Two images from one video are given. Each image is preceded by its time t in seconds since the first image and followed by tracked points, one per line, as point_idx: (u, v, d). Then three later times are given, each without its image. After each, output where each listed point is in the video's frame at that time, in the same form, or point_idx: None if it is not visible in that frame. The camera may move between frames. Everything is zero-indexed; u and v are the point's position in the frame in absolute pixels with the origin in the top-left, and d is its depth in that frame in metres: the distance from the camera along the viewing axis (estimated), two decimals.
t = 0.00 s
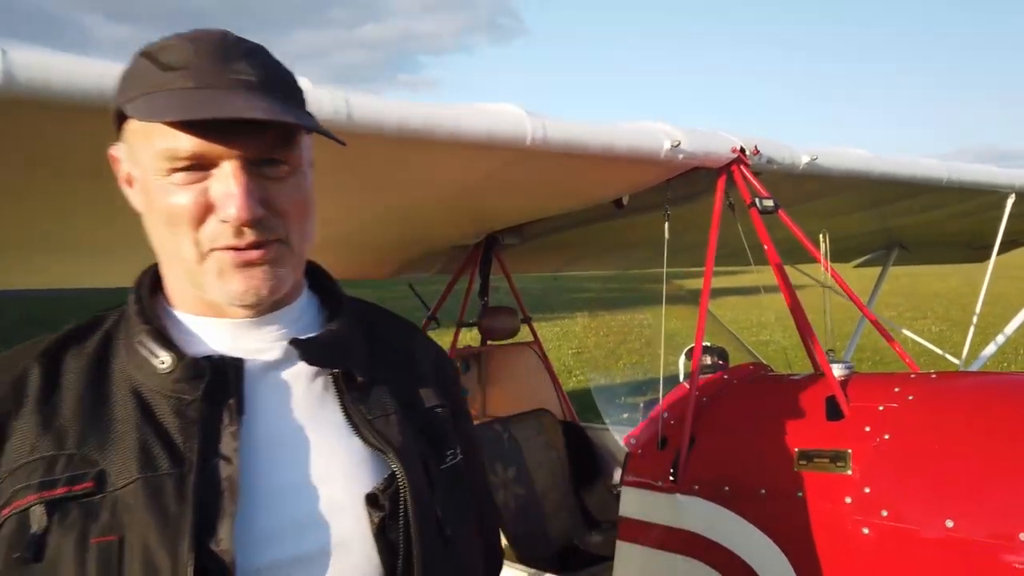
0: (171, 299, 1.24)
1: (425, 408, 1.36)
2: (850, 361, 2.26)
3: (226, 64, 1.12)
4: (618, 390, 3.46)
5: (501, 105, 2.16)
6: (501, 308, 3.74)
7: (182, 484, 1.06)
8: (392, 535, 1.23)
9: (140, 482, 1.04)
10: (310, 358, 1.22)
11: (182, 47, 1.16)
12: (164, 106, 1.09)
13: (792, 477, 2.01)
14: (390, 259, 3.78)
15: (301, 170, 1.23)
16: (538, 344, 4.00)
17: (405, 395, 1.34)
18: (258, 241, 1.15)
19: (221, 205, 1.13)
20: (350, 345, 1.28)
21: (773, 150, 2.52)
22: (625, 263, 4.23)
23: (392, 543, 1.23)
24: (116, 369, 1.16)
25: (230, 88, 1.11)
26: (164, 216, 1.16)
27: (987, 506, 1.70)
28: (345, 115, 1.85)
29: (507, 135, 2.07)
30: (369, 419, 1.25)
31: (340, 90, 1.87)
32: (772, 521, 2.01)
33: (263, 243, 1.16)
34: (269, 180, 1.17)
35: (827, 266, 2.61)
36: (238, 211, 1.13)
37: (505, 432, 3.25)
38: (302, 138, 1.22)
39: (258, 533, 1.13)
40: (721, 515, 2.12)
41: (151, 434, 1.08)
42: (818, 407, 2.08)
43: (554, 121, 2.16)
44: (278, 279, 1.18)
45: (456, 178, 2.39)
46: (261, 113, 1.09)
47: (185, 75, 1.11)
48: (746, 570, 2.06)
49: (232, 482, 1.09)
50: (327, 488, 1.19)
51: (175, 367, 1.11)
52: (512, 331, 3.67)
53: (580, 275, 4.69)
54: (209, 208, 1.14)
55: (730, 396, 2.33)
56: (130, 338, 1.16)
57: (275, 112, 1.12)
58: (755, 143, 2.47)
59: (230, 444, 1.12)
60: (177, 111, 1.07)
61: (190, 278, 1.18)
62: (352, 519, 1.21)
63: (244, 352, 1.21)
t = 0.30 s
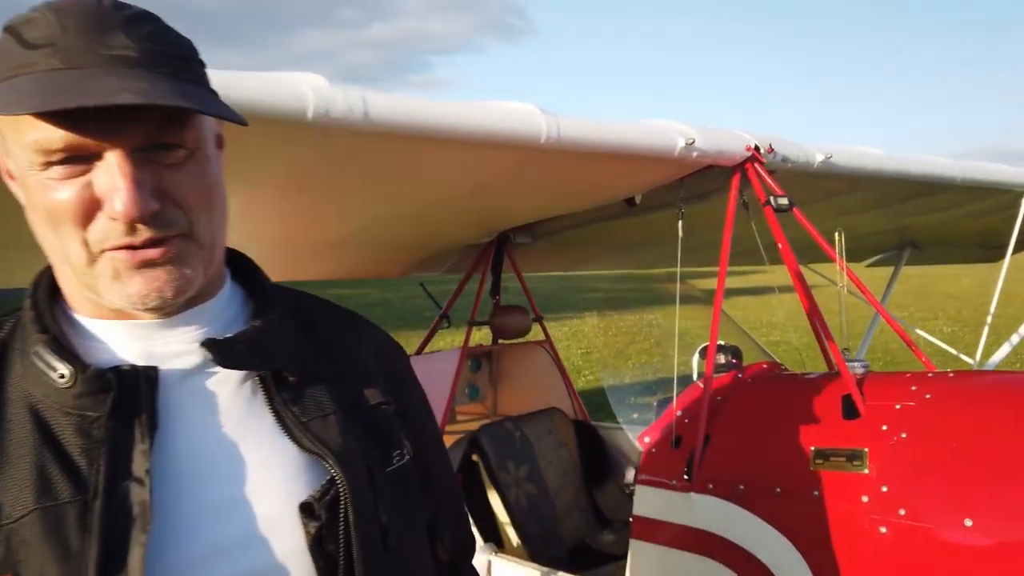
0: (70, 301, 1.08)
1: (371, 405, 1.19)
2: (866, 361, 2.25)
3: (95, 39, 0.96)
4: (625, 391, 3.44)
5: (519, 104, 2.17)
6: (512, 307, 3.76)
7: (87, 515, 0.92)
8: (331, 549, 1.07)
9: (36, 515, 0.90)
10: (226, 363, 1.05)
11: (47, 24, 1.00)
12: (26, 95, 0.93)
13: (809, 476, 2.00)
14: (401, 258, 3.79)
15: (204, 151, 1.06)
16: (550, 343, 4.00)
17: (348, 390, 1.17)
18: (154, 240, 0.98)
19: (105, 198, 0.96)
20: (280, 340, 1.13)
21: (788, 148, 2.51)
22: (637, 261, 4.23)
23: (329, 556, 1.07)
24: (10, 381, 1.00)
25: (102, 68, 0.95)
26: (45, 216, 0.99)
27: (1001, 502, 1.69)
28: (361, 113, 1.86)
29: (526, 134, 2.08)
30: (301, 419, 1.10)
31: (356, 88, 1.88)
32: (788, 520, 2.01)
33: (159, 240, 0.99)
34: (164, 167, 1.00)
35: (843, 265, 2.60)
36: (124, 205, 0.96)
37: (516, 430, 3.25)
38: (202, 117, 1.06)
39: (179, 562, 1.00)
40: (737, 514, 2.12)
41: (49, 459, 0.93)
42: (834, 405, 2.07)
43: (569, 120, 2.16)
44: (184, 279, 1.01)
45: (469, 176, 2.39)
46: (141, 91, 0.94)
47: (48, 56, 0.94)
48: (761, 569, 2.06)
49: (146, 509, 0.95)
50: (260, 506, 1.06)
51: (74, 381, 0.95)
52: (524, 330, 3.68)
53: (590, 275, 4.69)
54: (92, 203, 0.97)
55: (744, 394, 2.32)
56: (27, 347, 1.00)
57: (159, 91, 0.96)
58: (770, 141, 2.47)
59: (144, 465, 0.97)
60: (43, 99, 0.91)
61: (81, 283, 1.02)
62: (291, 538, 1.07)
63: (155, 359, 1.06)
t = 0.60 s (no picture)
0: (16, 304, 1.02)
1: (339, 408, 1.16)
2: (888, 360, 2.24)
3: (29, 17, 0.88)
4: (642, 391, 3.44)
5: (536, 103, 2.18)
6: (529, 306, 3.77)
7: (30, 539, 0.86)
8: (297, 558, 1.04)
9: None
10: (173, 368, 1.00)
11: None
12: None
13: (827, 475, 2.00)
14: (418, 256, 3.81)
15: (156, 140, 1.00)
16: (566, 341, 4.03)
17: (314, 394, 1.14)
18: (98, 235, 0.90)
19: (45, 189, 0.89)
20: (242, 344, 1.09)
21: (807, 145, 2.50)
22: (654, 260, 4.23)
23: (297, 566, 1.04)
24: None
25: (39, 47, 0.87)
26: None
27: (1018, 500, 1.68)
28: (380, 112, 1.87)
29: (546, 133, 2.08)
30: (265, 426, 1.06)
31: (376, 87, 1.89)
32: (806, 517, 2.01)
33: (106, 236, 0.91)
34: (109, 157, 0.93)
35: (862, 263, 2.59)
36: (65, 197, 0.89)
37: (533, 429, 3.25)
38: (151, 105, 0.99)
39: None
40: (755, 512, 2.12)
41: None
42: (854, 404, 2.07)
43: (588, 119, 2.16)
44: (131, 279, 0.94)
45: (486, 174, 2.40)
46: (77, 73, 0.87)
47: None
48: (779, 567, 2.07)
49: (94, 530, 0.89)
50: (223, 515, 1.02)
51: (18, 395, 0.89)
52: (541, 329, 3.69)
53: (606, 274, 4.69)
54: (30, 194, 0.89)
55: (761, 392, 2.32)
56: None
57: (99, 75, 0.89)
58: (788, 139, 2.46)
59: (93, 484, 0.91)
60: None
61: (23, 281, 0.94)
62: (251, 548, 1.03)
63: (99, 368, 1.00)
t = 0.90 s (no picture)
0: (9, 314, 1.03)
1: (337, 415, 1.19)
2: (899, 361, 2.23)
3: None
4: (651, 391, 3.43)
5: (545, 104, 2.19)
6: (539, 307, 3.78)
7: (32, 550, 0.87)
8: (299, 564, 1.07)
9: None
10: (176, 376, 1.02)
11: None
12: None
13: (838, 476, 2.01)
14: (429, 257, 3.82)
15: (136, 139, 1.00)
16: (576, 342, 4.03)
17: (311, 401, 1.17)
18: (69, 226, 0.91)
19: (11, 183, 0.90)
20: (240, 353, 1.11)
21: (817, 147, 2.50)
22: (665, 261, 4.23)
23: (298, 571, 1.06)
24: None
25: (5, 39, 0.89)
26: None
27: None
28: (392, 115, 1.89)
29: (557, 135, 2.09)
30: (266, 434, 1.09)
31: (387, 90, 1.90)
32: (816, 518, 2.02)
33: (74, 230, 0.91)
34: (82, 151, 0.94)
35: (874, 264, 2.58)
36: (31, 190, 0.90)
37: (543, 429, 3.26)
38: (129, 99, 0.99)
39: None
40: (765, 513, 2.12)
41: None
42: (865, 406, 2.07)
43: (598, 121, 2.17)
44: (108, 275, 0.93)
45: (496, 176, 2.41)
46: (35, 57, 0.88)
47: None
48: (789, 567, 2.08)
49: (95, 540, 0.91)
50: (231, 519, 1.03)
51: (16, 408, 0.91)
52: (551, 330, 3.70)
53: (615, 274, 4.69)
54: None
55: (771, 393, 2.32)
56: None
57: (62, 62, 0.90)
58: (798, 140, 2.46)
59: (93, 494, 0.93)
60: None
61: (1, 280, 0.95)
62: (253, 556, 1.04)
63: (94, 375, 1.01)
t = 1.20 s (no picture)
0: (66, 309, 1.04)
1: (376, 417, 1.20)
2: (927, 363, 2.20)
3: (70, 20, 0.90)
4: (671, 392, 3.39)
5: (569, 106, 2.18)
6: (560, 307, 3.77)
7: (92, 537, 0.88)
8: (339, 563, 1.07)
9: (38, 537, 0.86)
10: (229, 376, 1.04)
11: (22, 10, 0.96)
12: None
13: (865, 480, 1.99)
14: (450, 258, 3.83)
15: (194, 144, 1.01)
16: (597, 343, 4.01)
17: (352, 403, 1.17)
18: (132, 230, 0.93)
19: (80, 188, 0.91)
20: (284, 354, 1.12)
21: (843, 147, 2.47)
22: (686, 261, 4.20)
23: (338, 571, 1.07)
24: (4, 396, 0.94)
25: (76, 52, 0.89)
26: (21, 210, 0.94)
27: None
28: (417, 118, 1.89)
29: (580, 138, 2.08)
30: (308, 434, 1.09)
31: (412, 93, 1.91)
32: (843, 522, 2.00)
33: (139, 234, 0.94)
34: (144, 157, 0.95)
35: (901, 265, 2.55)
36: (99, 195, 0.92)
37: (564, 430, 3.26)
38: (190, 108, 1.00)
39: None
40: (791, 517, 2.10)
41: (50, 476, 0.89)
42: (894, 409, 2.05)
43: (622, 122, 2.16)
44: (168, 275, 0.96)
45: (519, 177, 2.40)
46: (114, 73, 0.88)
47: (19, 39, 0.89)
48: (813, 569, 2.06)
49: (152, 530, 0.92)
50: (276, 521, 1.04)
51: (78, 398, 0.92)
52: (572, 330, 3.69)
53: (635, 275, 4.67)
54: (66, 193, 0.92)
55: (797, 396, 2.30)
56: (20, 362, 0.96)
57: (131, 74, 0.91)
58: (824, 140, 2.44)
59: (149, 485, 0.94)
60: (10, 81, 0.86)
61: (63, 280, 0.97)
62: (296, 556, 1.05)
63: (150, 371, 1.03)
